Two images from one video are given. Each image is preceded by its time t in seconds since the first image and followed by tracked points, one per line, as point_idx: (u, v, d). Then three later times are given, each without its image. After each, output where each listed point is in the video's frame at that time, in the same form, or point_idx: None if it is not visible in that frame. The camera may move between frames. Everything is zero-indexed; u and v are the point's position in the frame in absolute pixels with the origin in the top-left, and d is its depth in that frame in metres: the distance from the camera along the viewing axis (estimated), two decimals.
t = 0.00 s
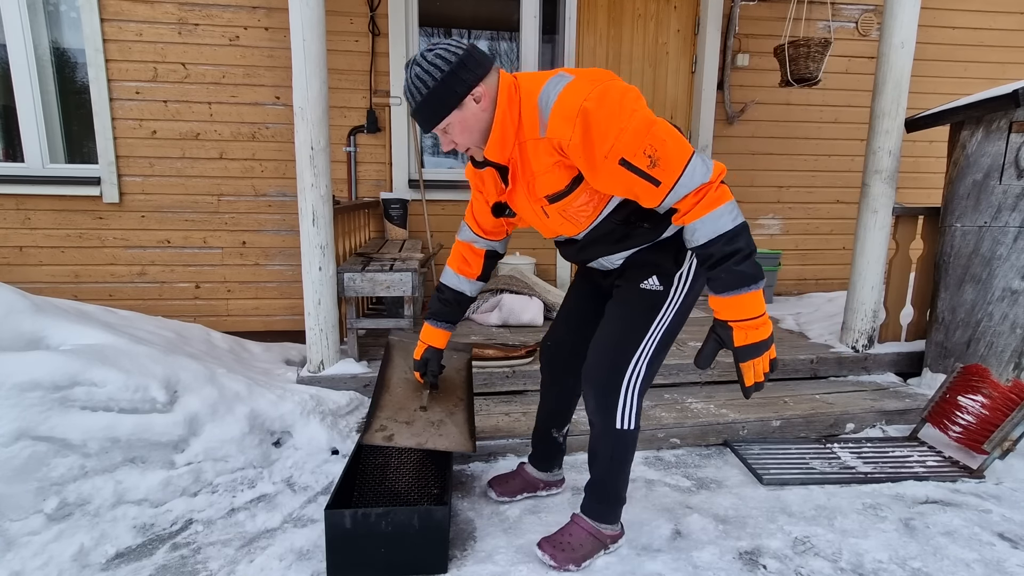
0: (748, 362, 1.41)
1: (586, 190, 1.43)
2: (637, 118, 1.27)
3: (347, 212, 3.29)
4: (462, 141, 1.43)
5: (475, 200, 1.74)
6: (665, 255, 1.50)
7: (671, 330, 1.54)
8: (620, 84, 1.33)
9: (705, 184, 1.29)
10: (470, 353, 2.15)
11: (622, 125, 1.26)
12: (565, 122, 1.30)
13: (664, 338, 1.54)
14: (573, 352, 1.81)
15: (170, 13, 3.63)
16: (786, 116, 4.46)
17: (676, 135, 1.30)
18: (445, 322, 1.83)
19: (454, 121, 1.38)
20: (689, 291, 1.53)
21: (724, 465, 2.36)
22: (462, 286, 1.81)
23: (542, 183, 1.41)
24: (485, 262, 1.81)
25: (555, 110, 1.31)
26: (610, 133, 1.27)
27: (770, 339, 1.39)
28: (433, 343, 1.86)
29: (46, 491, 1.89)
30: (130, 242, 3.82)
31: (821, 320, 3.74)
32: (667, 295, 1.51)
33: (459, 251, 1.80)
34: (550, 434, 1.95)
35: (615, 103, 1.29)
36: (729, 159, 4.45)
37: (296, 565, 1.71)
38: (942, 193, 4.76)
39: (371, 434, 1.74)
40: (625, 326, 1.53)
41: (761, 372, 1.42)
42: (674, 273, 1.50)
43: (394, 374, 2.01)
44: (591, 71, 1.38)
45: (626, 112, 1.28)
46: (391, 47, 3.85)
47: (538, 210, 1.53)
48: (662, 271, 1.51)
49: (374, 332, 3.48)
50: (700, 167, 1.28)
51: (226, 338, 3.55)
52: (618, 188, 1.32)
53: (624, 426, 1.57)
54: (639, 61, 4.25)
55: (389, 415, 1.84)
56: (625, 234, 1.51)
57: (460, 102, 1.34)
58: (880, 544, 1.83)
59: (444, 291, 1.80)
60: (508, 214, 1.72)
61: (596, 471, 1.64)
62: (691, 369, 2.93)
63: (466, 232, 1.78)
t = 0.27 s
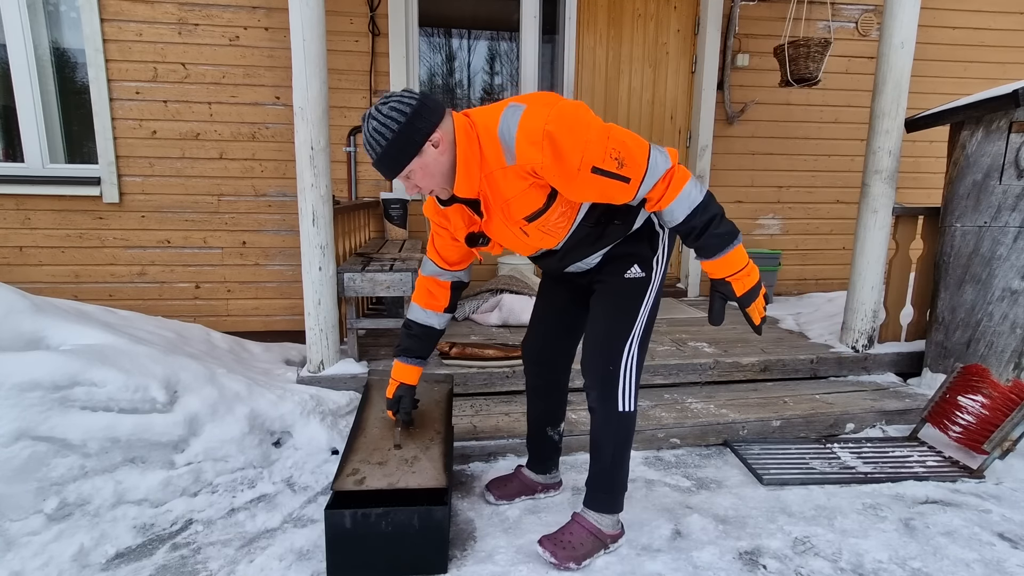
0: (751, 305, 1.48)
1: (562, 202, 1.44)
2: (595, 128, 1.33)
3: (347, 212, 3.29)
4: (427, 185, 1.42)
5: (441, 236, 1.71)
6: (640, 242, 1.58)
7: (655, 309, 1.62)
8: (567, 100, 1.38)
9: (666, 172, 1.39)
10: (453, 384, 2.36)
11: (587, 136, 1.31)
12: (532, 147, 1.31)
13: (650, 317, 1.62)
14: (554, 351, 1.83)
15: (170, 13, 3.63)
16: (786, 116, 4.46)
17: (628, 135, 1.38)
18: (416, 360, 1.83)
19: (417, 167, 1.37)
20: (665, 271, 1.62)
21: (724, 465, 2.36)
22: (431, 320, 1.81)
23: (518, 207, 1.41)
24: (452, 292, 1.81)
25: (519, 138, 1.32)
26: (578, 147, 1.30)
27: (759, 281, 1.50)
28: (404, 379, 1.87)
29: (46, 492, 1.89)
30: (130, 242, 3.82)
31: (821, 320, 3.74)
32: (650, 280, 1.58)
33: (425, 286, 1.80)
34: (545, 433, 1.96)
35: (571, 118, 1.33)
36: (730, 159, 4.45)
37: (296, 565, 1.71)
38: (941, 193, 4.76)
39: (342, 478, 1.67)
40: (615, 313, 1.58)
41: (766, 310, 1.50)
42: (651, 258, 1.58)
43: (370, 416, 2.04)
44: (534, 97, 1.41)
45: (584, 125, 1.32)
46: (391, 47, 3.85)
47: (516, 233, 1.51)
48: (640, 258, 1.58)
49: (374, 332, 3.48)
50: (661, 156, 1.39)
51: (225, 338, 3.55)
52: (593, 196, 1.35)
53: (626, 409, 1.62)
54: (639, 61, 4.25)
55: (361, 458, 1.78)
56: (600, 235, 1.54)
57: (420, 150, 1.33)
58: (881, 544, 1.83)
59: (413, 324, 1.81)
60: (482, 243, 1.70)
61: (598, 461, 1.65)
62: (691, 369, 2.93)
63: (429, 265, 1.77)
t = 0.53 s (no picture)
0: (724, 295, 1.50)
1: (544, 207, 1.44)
2: (570, 135, 1.35)
3: (347, 212, 3.29)
4: (410, 203, 1.42)
5: (429, 249, 1.69)
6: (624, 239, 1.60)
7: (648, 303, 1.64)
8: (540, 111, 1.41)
9: (642, 172, 1.41)
10: (448, 402, 2.33)
11: (563, 144, 1.33)
12: (510, 157, 1.33)
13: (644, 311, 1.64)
14: (548, 354, 1.83)
15: (170, 14, 3.63)
16: (786, 116, 4.46)
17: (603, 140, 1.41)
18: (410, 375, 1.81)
19: (400, 186, 1.36)
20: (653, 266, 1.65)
21: (724, 465, 2.36)
22: (422, 334, 1.78)
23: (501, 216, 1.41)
24: (442, 303, 1.79)
25: (497, 150, 1.33)
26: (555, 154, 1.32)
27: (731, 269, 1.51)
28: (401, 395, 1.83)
29: (46, 492, 1.88)
30: (130, 242, 3.82)
31: (821, 320, 3.74)
32: (639, 276, 1.60)
33: (414, 300, 1.78)
34: (541, 432, 1.96)
35: (546, 128, 1.35)
36: (730, 159, 4.45)
37: (296, 565, 1.71)
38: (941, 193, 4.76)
39: (340, 495, 1.67)
40: (611, 309, 1.59)
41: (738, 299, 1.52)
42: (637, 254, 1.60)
43: (364, 437, 2.03)
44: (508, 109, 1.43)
45: (559, 133, 1.35)
46: (391, 47, 3.85)
47: (502, 239, 1.50)
48: (628, 255, 1.59)
49: (374, 332, 3.48)
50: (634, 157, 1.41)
51: (225, 338, 3.55)
52: (573, 200, 1.36)
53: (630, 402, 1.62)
54: (639, 61, 4.25)
55: (359, 476, 1.79)
56: (584, 236, 1.54)
57: (402, 170, 1.33)
58: (881, 544, 1.83)
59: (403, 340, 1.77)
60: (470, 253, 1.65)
61: (605, 454, 1.65)
62: (691, 369, 2.93)
63: (417, 279, 1.75)
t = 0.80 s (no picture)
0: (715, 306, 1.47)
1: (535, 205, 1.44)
2: (563, 135, 1.34)
3: (347, 212, 3.29)
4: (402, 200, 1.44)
5: (427, 241, 1.70)
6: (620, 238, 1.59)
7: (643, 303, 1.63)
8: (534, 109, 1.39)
9: (633, 174, 1.41)
10: (449, 405, 2.31)
11: (554, 143, 1.31)
12: (501, 155, 1.32)
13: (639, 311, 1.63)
14: (546, 354, 1.83)
15: (170, 14, 3.63)
16: (786, 116, 4.46)
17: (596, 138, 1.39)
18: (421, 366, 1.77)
19: (390, 185, 1.38)
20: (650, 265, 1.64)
21: (724, 465, 2.36)
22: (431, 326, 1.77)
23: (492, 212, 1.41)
24: (450, 297, 1.78)
25: (487, 148, 1.32)
26: (546, 154, 1.31)
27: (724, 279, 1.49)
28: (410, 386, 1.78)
29: (46, 492, 1.88)
30: (130, 242, 3.82)
31: (821, 320, 3.74)
32: (633, 275, 1.59)
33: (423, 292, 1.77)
34: (540, 432, 1.96)
35: (539, 127, 1.33)
36: (730, 159, 4.45)
37: (296, 565, 1.71)
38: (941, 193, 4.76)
39: (340, 498, 1.67)
40: (606, 308, 1.59)
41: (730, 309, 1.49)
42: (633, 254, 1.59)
43: (364, 440, 2.03)
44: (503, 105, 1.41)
45: (551, 132, 1.33)
46: (391, 47, 3.85)
47: (493, 236, 1.51)
48: (623, 254, 1.58)
49: (374, 332, 3.48)
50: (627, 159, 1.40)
51: (225, 338, 3.55)
52: (563, 200, 1.36)
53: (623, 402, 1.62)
54: (639, 61, 4.25)
55: (358, 478, 1.79)
56: (578, 235, 1.54)
57: (391, 170, 1.34)
58: (881, 544, 1.83)
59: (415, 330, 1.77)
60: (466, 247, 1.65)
61: (601, 454, 1.65)
62: (691, 369, 2.93)
63: (423, 274, 1.76)
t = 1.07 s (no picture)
0: (697, 340, 1.39)
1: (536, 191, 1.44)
2: (572, 123, 1.31)
3: (347, 212, 3.29)
4: (417, 160, 1.51)
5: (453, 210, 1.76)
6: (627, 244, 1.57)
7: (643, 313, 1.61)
8: (554, 93, 1.37)
9: (640, 178, 1.34)
10: (450, 407, 2.31)
11: (559, 131, 1.30)
12: (504, 133, 1.34)
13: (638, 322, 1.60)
14: (552, 358, 1.83)
15: (170, 14, 3.63)
16: (786, 116, 4.46)
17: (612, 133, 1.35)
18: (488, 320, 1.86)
19: (402, 145, 1.45)
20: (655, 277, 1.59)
21: (724, 465, 2.36)
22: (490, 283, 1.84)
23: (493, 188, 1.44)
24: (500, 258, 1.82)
25: (495, 124, 1.35)
26: (548, 139, 1.30)
27: (716, 313, 1.40)
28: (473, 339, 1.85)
29: (46, 492, 1.89)
30: (130, 242, 3.82)
31: (821, 320, 3.74)
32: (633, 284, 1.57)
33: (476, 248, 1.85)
34: (542, 434, 1.96)
35: (550, 111, 1.32)
36: (730, 159, 4.45)
37: (296, 565, 1.71)
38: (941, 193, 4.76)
39: (339, 500, 1.67)
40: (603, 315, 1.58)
41: (716, 345, 1.40)
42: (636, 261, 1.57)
43: (365, 442, 2.03)
44: (529, 85, 1.41)
45: (561, 118, 1.32)
46: (391, 47, 3.85)
47: (496, 214, 1.54)
48: (624, 260, 1.57)
49: (374, 332, 3.48)
50: (634, 163, 1.33)
51: (225, 338, 3.55)
52: (558, 189, 1.35)
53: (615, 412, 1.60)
54: (639, 61, 4.25)
55: (358, 480, 1.79)
56: (580, 232, 1.55)
57: (401, 132, 1.41)
58: (881, 544, 1.83)
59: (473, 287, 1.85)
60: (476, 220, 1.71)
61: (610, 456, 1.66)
62: (691, 369, 2.93)
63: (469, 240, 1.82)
